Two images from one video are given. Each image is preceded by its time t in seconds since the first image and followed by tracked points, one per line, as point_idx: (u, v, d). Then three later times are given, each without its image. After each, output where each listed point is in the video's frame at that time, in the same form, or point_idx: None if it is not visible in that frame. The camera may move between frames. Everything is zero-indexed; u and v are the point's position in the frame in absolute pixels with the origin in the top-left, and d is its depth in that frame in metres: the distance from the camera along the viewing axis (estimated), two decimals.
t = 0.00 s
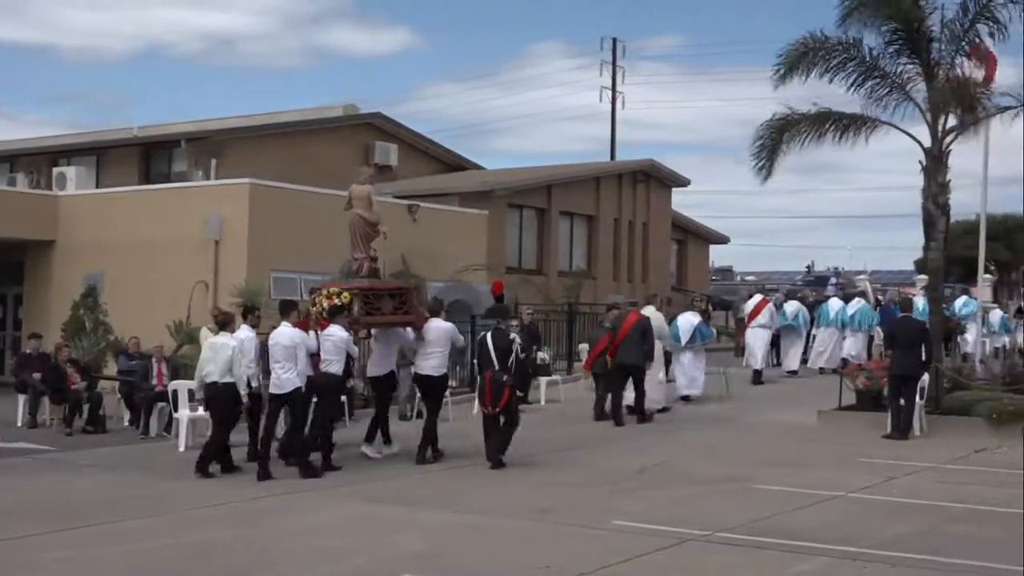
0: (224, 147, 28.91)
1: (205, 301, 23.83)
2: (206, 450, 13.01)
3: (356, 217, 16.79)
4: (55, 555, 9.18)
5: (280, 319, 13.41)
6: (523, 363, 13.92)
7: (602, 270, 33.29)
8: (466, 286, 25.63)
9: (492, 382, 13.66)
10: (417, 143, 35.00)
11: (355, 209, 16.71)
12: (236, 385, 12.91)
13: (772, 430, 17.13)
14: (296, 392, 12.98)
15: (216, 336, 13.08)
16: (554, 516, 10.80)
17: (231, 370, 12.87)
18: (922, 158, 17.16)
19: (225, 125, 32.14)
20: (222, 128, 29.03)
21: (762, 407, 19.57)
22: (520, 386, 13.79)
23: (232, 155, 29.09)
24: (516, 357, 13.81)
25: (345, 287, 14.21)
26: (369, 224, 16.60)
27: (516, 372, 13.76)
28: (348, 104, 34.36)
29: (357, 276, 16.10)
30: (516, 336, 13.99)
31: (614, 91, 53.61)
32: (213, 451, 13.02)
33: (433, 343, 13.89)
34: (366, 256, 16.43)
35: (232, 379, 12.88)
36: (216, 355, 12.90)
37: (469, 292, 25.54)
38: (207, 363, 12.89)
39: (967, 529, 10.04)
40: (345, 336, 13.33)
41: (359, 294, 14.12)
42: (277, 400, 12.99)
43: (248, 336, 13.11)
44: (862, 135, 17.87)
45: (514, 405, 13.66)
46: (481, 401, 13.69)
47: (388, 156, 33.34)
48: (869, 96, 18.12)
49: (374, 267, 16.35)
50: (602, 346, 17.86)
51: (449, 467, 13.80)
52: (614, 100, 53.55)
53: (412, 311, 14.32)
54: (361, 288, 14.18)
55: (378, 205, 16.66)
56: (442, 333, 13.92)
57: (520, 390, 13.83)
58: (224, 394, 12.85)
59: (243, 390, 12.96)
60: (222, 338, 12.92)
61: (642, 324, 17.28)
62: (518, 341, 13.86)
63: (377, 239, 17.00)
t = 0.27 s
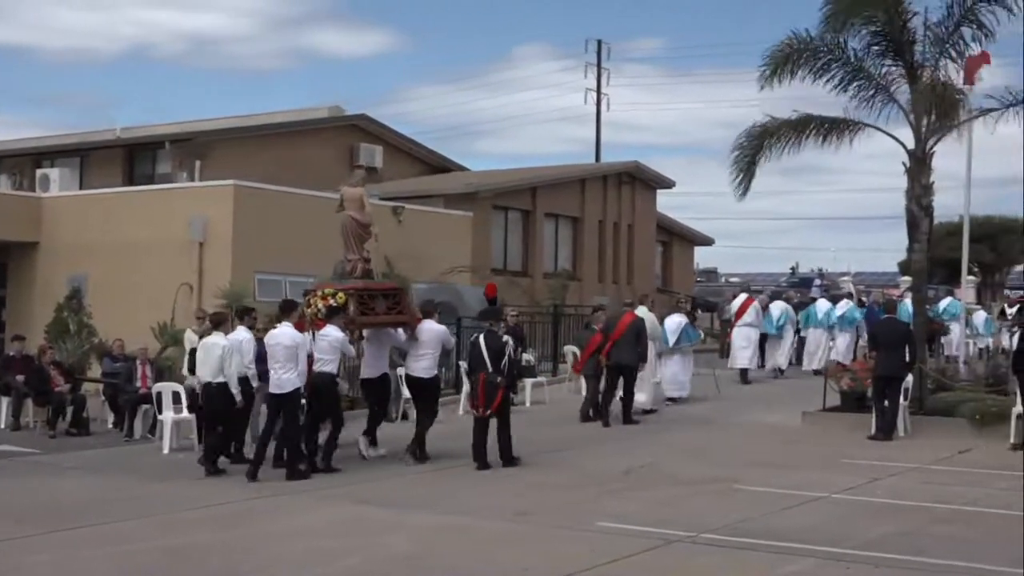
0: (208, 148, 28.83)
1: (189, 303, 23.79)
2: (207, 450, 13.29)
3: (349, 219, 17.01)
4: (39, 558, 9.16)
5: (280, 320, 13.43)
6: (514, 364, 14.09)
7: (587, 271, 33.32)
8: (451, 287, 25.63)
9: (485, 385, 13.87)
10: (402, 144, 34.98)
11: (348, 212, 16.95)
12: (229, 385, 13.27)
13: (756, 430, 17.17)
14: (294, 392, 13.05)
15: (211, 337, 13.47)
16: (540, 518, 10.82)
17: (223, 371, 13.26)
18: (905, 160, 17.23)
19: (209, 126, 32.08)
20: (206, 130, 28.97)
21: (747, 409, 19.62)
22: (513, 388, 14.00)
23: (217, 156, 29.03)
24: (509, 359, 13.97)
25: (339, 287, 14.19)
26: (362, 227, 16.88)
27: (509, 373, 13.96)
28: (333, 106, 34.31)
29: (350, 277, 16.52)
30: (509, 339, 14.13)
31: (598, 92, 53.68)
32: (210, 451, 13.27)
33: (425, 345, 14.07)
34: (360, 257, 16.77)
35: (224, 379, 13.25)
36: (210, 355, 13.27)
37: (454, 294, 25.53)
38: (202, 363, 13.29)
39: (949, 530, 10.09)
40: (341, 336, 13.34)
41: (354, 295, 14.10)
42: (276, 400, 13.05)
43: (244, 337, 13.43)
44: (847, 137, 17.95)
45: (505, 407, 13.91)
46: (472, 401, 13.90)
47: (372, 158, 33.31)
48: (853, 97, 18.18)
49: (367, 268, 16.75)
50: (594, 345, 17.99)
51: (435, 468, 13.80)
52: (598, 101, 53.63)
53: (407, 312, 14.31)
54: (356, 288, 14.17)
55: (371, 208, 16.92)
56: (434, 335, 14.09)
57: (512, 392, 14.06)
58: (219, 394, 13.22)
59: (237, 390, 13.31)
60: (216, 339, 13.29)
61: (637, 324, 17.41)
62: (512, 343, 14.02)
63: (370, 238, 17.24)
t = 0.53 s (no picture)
0: (187, 151, 28.75)
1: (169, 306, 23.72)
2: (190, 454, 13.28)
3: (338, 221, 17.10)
4: (14, 563, 9.12)
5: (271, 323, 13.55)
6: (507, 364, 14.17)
7: (568, 273, 33.33)
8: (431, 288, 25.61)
9: (478, 385, 13.96)
10: (383, 147, 34.94)
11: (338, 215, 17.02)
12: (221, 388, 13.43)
13: (735, 432, 17.21)
14: (286, 395, 13.17)
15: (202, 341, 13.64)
16: (519, 520, 10.82)
17: (214, 374, 13.40)
18: (885, 163, 17.30)
19: (189, 128, 31.98)
20: (186, 133, 28.89)
21: (728, 411, 19.65)
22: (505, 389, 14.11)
23: (197, 159, 28.95)
24: (502, 361, 14.06)
25: (329, 288, 14.18)
26: (352, 229, 16.97)
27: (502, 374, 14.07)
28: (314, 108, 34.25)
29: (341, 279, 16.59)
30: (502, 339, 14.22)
31: (580, 95, 53.71)
32: (228, 455, 13.62)
33: (415, 346, 14.21)
34: (350, 259, 16.86)
35: (215, 383, 13.40)
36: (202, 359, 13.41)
37: (434, 296, 25.51)
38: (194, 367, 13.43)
39: (924, 531, 10.14)
40: (332, 339, 13.41)
41: (344, 296, 14.12)
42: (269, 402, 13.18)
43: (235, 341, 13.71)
44: (827, 140, 18.01)
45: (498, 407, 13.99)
46: (466, 402, 13.95)
47: (353, 160, 33.27)
48: (834, 99, 18.24)
49: (358, 271, 16.82)
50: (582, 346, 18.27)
51: (414, 471, 13.79)
52: (580, 104, 53.67)
53: (397, 313, 14.46)
54: (346, 290, 14.19)
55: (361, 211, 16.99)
56: (424, 336, 14.22)
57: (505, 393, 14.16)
58: (211, 398, 13.38)
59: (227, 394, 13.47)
60: (207, 342, 13.45)
61: (625, 327, 17.71)
62: (505, 344, 14.12)
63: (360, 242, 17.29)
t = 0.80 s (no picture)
0: (169, 152, 28.65)
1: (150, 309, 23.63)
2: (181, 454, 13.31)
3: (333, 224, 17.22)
4: None
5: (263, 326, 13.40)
6: (500, 364, 14.39)
7: (550, 275, 33.35)
8: (413, 290, 25.60)
9: (473, 386, 14.13)
10: (364, 149, 34.90)
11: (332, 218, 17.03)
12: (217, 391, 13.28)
13: (718, 434, 17.24)
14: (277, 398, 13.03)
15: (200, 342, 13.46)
16: (503, 522, 10.81)
17: (212, 377, 13.25)
18: (866, 164, 17.37)
19: (170, 129, 31.87)
20: (167, 134, 28.79)
21: (710, 412, 19.69)
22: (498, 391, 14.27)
23: (178, 160, 28.84)
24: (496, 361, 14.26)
25: (324, 291, 14.21)
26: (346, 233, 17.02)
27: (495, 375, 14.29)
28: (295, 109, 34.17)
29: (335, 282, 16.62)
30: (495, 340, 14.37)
31: (561, 97, 53.77)
32: (215, 461, 13.51)
33: (409, 349, 14.30)
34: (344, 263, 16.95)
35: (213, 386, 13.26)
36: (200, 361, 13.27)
37: (417, 298, 25.49)
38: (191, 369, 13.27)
39: (906, 531, 10.18)
40: (326, 342, 13.53)
41: (339, 299, 14.14)
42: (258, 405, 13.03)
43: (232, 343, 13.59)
44: (809, 141, 18.06)
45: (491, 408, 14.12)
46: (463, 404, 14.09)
47: (335, 162, 33.21)
48: (817, 100, 18.30)
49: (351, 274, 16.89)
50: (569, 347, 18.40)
51: (397, 474, 13.77)
52: (562, 105, 53.74)
53: (390, 316, 14.54)
54: (340, 293, 14.21)
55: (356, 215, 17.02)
56: (417, 339, 14.32)
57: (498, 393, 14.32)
58: (206, 399, 13.21)
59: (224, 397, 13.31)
60: (206, 344, 13.30)
61: (612, 328, 17.83)
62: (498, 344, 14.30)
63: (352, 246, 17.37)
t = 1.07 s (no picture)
0: (152, 153, 28.55)
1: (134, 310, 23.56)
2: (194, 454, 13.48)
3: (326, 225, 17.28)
4: None
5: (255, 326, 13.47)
6: (490, 365, 14.43)
7: (534, 276, 33.36)
8: (398, 292, 25.60)
9: (464, 387, 14.14)
10: (348, 149, 34.83)
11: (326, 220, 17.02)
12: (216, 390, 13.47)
13: (702, 435, 17.25)
14: (266, 396, 13.07)
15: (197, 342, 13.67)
16: (488, 524, 10.81)
17: (211, 376, 13.47)
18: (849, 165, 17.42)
19: (153, 130, 31.74)
20: (151, 135, 28.68)
21: (694, 413, 19.72)
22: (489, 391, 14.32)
23: (161, 161, 28.73)
24: (488, 362, 14.32)
25: (318, 291, 14.24)
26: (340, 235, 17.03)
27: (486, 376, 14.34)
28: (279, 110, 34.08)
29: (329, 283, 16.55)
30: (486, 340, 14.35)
31: (545, 99, 53.80)
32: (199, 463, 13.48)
33: (403, 348, 14.45)
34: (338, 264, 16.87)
35: (212, 385, 13.44)
36: (198, 361, 13.49)
37: (401, 299, 25.47)
38: (189, 369, 13.49)
39: (891, 531, 10.22)
40: (319, 343, 13.69)
41: (333, 300, 14.19)
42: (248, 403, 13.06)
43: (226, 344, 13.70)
44: (793, 142, 18.12)
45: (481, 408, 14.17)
46: (452, 404, 14.10)
47: (319, 163, 33.14)
48: (801, 101, 18.35)
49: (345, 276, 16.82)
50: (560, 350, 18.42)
51: (381, 476, 13.74)
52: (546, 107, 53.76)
53: (384, 316, 14.62)
54: (335, 293, 14.25)
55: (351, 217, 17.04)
56: (411, 338, 14.48)
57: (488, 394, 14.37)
58: (204, 398, 13.36)
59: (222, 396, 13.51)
60: (203, 344, 13.53)
61: (601, 327, 17.92)
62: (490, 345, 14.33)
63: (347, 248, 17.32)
